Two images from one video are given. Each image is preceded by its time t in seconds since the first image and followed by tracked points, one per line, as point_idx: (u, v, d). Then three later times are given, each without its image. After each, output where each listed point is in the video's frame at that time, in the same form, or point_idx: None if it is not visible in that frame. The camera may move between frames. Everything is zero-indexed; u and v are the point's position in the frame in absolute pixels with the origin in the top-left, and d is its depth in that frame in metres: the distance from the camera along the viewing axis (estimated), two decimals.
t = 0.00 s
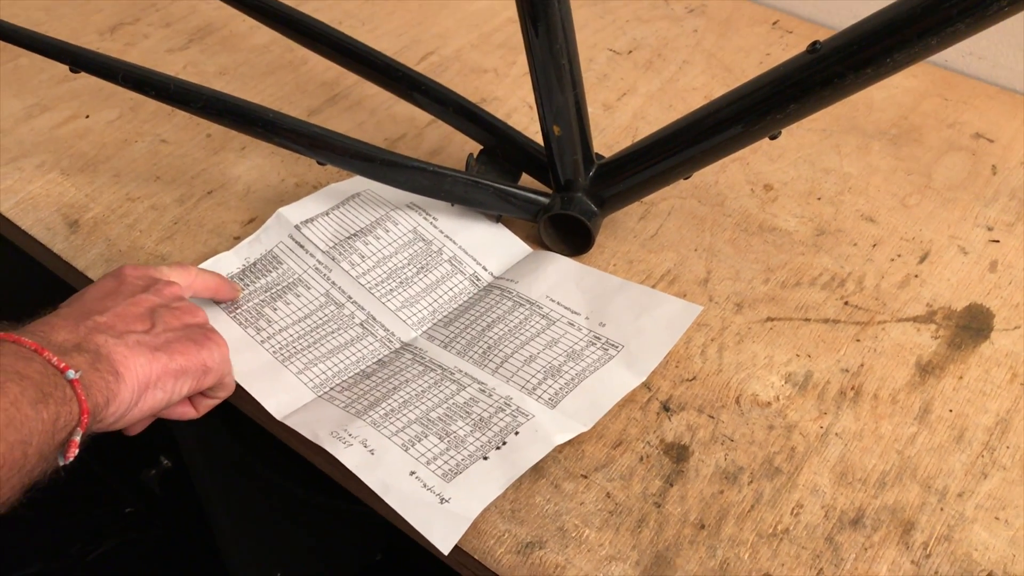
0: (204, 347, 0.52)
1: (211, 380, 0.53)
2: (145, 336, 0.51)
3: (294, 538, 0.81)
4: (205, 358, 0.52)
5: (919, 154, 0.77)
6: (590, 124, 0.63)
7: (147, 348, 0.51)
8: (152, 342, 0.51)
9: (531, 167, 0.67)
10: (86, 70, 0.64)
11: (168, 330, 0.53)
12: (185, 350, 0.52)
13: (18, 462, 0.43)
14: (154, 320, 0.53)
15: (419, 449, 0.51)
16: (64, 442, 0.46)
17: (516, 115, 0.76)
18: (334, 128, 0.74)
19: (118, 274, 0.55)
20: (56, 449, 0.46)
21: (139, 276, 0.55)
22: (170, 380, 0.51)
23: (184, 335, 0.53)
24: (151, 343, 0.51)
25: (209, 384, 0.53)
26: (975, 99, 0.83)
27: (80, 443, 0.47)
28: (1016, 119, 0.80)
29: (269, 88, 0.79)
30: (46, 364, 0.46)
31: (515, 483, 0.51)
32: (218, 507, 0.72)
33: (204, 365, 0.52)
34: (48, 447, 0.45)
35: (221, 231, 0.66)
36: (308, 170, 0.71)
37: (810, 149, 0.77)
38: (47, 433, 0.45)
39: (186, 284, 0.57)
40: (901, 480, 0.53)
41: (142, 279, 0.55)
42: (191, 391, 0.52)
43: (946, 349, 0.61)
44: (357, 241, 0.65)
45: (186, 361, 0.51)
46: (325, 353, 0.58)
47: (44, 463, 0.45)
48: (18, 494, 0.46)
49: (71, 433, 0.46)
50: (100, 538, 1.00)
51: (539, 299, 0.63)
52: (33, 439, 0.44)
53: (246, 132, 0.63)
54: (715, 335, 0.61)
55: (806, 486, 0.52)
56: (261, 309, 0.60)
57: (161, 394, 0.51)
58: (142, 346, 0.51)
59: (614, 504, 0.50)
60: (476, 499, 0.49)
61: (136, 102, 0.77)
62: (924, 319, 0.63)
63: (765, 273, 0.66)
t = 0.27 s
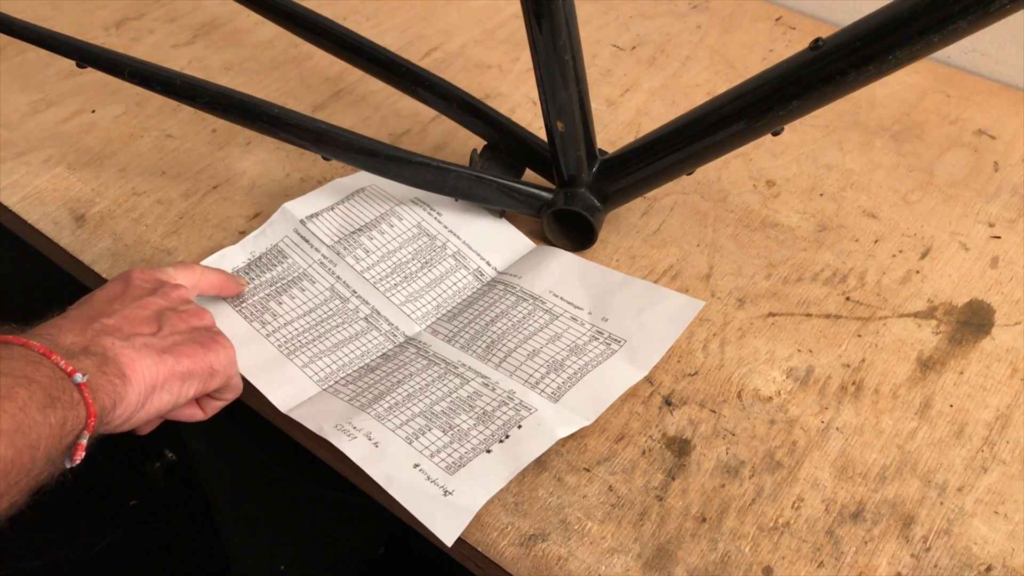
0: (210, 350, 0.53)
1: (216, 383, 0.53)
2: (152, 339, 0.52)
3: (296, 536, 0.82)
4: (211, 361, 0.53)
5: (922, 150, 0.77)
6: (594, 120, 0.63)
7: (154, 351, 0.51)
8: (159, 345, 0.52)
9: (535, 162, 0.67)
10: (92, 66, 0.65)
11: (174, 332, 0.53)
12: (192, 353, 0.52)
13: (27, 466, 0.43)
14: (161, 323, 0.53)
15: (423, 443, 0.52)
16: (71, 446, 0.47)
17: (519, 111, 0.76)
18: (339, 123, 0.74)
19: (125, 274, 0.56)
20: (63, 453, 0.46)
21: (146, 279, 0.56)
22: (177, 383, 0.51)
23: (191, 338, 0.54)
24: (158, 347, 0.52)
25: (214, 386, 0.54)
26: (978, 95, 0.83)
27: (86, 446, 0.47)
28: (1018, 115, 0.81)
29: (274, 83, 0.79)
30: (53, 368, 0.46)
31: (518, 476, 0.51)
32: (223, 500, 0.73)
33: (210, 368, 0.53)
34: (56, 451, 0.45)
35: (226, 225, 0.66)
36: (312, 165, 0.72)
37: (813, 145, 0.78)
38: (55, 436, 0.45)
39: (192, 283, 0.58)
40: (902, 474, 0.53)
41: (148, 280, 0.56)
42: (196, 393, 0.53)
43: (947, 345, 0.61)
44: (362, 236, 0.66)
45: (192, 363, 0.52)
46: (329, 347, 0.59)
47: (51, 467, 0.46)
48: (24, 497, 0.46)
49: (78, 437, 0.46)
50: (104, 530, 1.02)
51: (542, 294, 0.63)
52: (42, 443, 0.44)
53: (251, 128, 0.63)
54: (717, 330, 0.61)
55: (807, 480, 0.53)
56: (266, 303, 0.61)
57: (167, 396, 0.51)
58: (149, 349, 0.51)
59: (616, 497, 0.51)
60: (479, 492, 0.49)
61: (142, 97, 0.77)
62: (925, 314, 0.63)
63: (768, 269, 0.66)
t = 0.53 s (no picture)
0: (220, 339, 0.54)
1: (227, 370, 0.54)
2: (161, 330, 0.53)
3: (297, 530, 0.82)
4: (221, 350, 0.53)
5: (923, 148, 0.77)
6: (596, 117, 0.64)
7: (163, 342, 0.52)
8: (168, 336, 0.53)
9: (537, 159, 0.67)
10: (97, 63, 0.65)
11: (183, 322, 0.54)
12: (202, 343, 0.53)
13: (36, 465, 0.44)
14: (170, 313, 0.54)
15: (427, 438, 0.52)
16: (79, 442, 0.47)
17: (522, 108, 0.77)
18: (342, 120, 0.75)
19: (133, 264, 0.56)
20: (72, 450, 0.47)
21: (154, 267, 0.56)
22: (188, 373, 0.52)
23: (200, 327, 0.54)
24: (167, 338, 0.52)
25: (225, 374, 0.54)
26: (980, 93, 0.83)
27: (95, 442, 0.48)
28: (1020, 113, 0.81)
29: (278, 80, 0.79)
30: (62, 365, 0.47)
31: (520, 472, 0.51)
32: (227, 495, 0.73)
33: (221, 357, 0.53)
34: (65, 448, 0.46)
35: (230, 221, 0.66)
36: (316, 161, 0.72)
37: (815, 142, 0.78)
38: (64, 434, 0.45)
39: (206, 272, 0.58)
40: (902, 471, 0.53)
41: (156, 269, 0.56)
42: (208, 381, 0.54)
43: (947, 342, 0.61)
44: (364, 232, 0.66)
45: (202, 353, 0.53)
46: (333, 343, 0.59)
47: (60, 464, 0.46)
48: (35, 494, 0.46)
49: (87, 433, 0.47)
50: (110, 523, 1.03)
51: (544, 290, 0.64)
52: (51, 441, 0.44)
53: (255, 124, 0.63)
54: (718, 327, 0.61)
55: (807, 476, 0.53)
56: (270, 299, 0.61)
57: (179, 387, 0.52)
58: (158, 340, 0.52)
59: (617, 492, 0.51)
60: (483, 487, 0.50)
61: (146, 93, 0.77)
62: (926, 312, 0.63)
63: (769, 266, 0.66)
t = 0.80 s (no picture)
0: (229, 338, 0.54)
1: (238, 370, 0.54)
2: (170, 331, 0.53)
3: (303, 527, 0.83)
4: (230, 349, 0.53)
5: (925, 145, 0.77)
6: (599, 114, 0.64)
7: (173, 343, 0.52)
8: (177, 337, 0.53)
9: (540, 156, 0.68)
10: (103, 60, 0.65)
11: (193, 323, 0.54)
12: (211, 343, 0.53)
13: (46, 464, 0.45)
14: (179, 314, 0.54)
15: (431, 434, 0.52)
16: (90, 442, 0.48)
17: (525, 105, 0.77)
18: (345, 117, 0.75)
19: (144, 266, 0.57)
20: (83, 449, 0.47)
21: (165, 269, 0.57)
22: (197, 373, 0.52)
23: (210, 328, 0.54)
24: (176, 339, 0.53)
25: (236, 374, 0.54)
26: (982, 90, 0.83)
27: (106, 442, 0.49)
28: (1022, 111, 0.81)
29: (282, 77, 0.79)
30: (72, 365, 0.47)
31: (522, 468, 0.52)
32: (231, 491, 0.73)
33: (230, 356, 0.53)
34: (76, 447, 0.47)
35: (234, 218, 0.67)
36: (319, 158, 0.72)
37: (817, 140, 0.78)
38: (74, 434, 0.46)
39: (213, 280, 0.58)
40: (903, 468, 0.54)
41: (166, 271, 0.57)
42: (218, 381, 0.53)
43: (948, 339, 0.61)
44: (367, 229, 0.66)
45: (211, 353, 0.53)
46: (337, 339, 0.59)
47: (71, 463, 0.47)
48: (47, 492, 0.47)
49: (97, 433, 0.48)
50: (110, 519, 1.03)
51: (547, 286, 0.64)
52: (61, 440, 0.45)
53: (260, 122, 0.64)
54: (720, 324, 0.62)
55: (808, 473, 0.53)
56: (274, 296, 0.61)
57: (189, 387, 0.52)
58: (167, 341, 0.52)
59: (619, 488, 0.51)
60: (487, 482, 0.50)
61: (150, 89, 0.78)
62: (927, 309, 0.63)
63: (771, 263, 0.66)
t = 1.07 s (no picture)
0: (236, 335, 0.54)
1: (242, 368, 0.54)
2: (177, 326, 0.53)
3: (303, 523, 0.83)
4: (236, 347, 0.54)
5: (928, 145, 0.77)
6: (602, 113, 0.64)
7: (179, 338, 0.53)
8: (184, 331, 0.53)
9: (543, 154, 0.68)
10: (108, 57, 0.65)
11: (199, 319, 0.54)
12: (217, 339, 0.53)
13: (54, 456, 0.45)
14: (186, 310, 0.54)
15: (435, 429, 0.53)
16: (96, 434, 0.48)
17: (528, 104, 0.77)
18: (349, 114, 0.75)
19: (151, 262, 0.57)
20: (89, 441, 0.48)
21: (172, 266, 0.57)
22: (202, 368, 0.52)
23: (216, 324, 0.55)
24: (182, 334, 0.53)
25: (239, 372, 0.54)
26: (985, 90, 0.83)
27: (111, 434, 0.49)
28: None
29: (286, 74, 0.80)
30: (79, 357, 0.48)
31: (525, 464, 0.52)
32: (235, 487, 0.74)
33: (235, 353, 0.54)
34: (82, 439, 0.47)
35: (238, 215, 0.67)
36: (323, 156, 0.73)
37: (820, 139, 0.78)
38: (81, 425, 0.46)
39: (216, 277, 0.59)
40: (904, 466, 0.54)
41: (174, 268, 0.57)
42: (222, 378, 0.54)
43: (950, 338, 0.61)
44: (370, 227, 0.66)
45: (217, 348, 0.53)
46: (340, 336, 0.60)
47: (77, 455, 0.47)
48: (54, 485, 0.47)
49: (104, 425, 0.48)
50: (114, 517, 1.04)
51: (550, 282, 0.64)
52: (68, 432, 0.45)
53: (264, 119, 0.64)
54: (722, 322, 0.62)
55: (810, 470, 0.53)
56: (277, 293, 0.62)
57: (192, 382, 0.52)
58: (174, 335, 0.53)
59: (621, 485, 0.52)
60: (491, 476, 0.50)
61: (155, 87, 0.78)
62: (929, 308, 0.63)
63: (773, 262, 0.67)
